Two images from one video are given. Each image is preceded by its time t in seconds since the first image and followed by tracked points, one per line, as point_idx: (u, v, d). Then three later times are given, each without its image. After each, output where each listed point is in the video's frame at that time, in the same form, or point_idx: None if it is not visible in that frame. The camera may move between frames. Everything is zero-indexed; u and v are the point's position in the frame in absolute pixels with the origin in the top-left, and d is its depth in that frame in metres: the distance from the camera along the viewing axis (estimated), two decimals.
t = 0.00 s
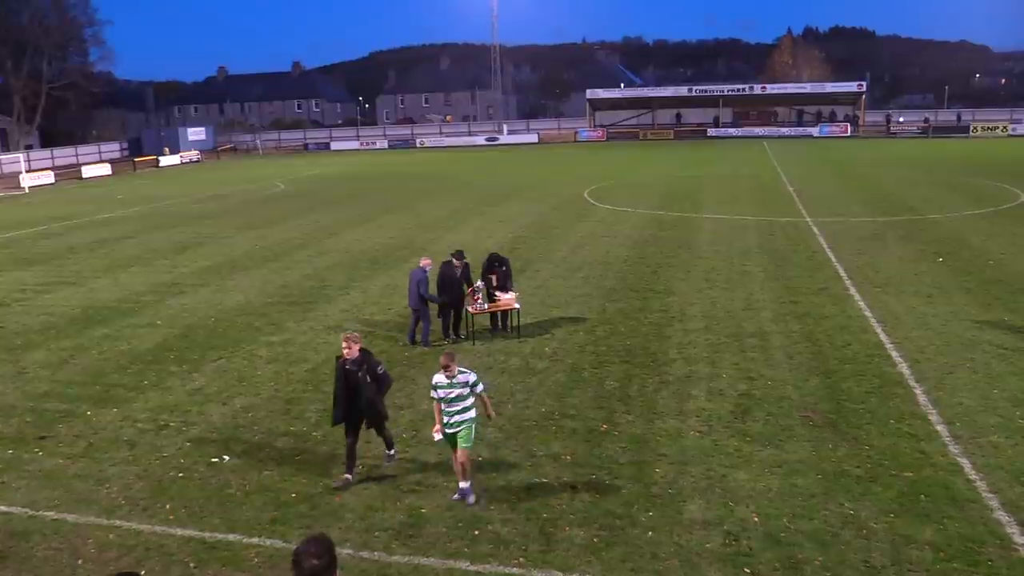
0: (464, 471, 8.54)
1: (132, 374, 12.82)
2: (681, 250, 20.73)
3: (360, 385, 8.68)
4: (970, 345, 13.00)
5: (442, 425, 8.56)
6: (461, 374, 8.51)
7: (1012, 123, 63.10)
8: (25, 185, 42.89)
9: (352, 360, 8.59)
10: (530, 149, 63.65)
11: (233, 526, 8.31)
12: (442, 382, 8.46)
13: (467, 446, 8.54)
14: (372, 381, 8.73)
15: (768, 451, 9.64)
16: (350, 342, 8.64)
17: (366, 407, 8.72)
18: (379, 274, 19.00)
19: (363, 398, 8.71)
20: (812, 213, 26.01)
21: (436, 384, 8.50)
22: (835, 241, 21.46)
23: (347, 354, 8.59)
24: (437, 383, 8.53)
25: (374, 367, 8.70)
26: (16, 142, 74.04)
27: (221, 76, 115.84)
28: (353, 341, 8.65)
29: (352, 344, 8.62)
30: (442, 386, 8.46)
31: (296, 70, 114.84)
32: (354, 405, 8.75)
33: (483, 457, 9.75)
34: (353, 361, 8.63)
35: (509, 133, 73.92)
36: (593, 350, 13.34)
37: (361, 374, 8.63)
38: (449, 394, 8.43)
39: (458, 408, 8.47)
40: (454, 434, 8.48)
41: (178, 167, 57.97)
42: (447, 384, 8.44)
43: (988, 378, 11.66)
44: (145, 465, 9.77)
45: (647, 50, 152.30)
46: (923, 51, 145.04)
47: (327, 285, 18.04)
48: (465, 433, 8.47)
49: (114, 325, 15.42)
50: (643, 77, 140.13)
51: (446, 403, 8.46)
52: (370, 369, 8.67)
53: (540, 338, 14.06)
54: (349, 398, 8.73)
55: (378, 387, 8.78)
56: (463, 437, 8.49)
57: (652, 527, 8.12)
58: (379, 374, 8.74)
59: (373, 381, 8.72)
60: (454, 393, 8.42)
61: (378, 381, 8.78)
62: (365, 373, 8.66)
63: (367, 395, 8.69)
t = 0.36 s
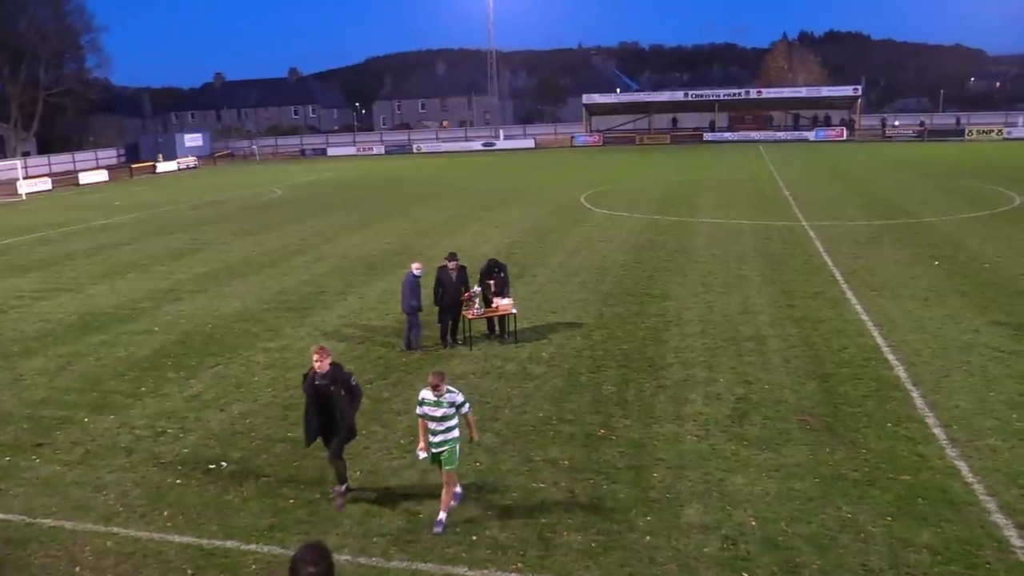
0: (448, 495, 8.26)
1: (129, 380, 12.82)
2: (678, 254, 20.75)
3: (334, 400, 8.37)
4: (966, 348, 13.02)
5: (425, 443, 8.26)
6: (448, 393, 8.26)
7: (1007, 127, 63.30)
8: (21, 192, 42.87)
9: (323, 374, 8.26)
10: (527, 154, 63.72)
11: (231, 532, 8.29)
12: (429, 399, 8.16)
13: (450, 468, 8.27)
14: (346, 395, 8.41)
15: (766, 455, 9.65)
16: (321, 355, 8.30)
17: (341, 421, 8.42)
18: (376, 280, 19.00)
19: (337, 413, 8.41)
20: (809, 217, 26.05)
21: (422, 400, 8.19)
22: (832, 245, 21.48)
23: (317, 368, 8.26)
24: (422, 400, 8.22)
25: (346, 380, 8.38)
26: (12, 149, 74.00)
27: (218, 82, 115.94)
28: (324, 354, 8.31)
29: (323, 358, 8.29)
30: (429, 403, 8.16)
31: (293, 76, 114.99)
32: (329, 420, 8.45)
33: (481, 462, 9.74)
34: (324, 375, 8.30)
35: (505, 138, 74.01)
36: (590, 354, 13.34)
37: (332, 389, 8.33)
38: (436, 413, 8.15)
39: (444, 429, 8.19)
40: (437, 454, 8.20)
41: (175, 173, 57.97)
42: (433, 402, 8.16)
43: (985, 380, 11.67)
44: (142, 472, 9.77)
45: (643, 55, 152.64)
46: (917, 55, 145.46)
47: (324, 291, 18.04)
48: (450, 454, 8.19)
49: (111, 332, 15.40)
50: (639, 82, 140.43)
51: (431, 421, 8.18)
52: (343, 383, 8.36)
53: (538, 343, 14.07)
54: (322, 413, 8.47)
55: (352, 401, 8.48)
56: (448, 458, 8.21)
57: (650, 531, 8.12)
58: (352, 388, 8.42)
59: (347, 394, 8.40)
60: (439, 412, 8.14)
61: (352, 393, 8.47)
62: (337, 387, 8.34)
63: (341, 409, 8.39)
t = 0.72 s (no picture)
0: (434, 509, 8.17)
1: (119, 389, 12.75)
2: (668, 260, 20.80)
3: (298, 430, 7.88)
4: (955, 352, 13.09)
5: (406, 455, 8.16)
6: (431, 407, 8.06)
7: (993, 132, 63.78)
8: (10, 200, 42.69)
9: (289, 401, 7.81)
10: (517, 161, 63.81)
11: (222, 542, 8.25)
12: (411, 413, 7.98)
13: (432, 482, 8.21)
14: (310, 425, 7.95)
15: (757, 460, 9.66)
16: (288, 381, 7.84)
17: (304, 453, 7.92)
18: (366, 287, 18.97)
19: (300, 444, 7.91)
20: (798, 222, 26.13)
21: (404, 414, 8.01)
22: (821, 250, 21.56)
23: (284, 394, 7.79)
24: (405, 412, 8.04)
25: (312, 409, 7.95)
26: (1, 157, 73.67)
27: (208, 90, 115.79)
28: (290, 379, 7.84)
29: (290, 384, 7.82)
30: (411, 417, 7.99)
31: (283, 84, 114.96)
32: (291, 452, 7.94)
33: (472, 470, 9.73)
34: (290, 402, 7.84)
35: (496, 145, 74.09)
36: (582, 361, 13.35)
37: (297, 418, 7.86)
38: (417, 428, 8.00)
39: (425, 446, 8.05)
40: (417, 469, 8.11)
41: (165, 181, 57.80)
42: (415, 417, 7.98)
43: (974, 384, 11.73)
44: (132, 481, 9.71)
45: (633, 62, 153.22)
46: (904, 61, 146.49)
47: (314, 299, 18.00)
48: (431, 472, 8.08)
49: (100, 341, 15.33)
50: (628, 89, 140.91)
51: (412, 434, 8.05)
52: (309, 412, 7.91)
53: (528, 350, 14.07)
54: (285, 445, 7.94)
55: (315, 432, 8.03)
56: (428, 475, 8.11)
57: (642, 538, 8.12)
58: (317, 417, 7.99)
59: (312, 424, 7.95)
60: (419, 428, 7.97)
61: (317, 424, 8.02)
62: (303, 416, 7.88)
63: (305, 440, 7.90)
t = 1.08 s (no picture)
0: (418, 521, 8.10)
1: (103, 399, 12.63)
2: (654, 267, 20.86)
3: (254, 455, 7.50)
4: (939, 358, 13.19)
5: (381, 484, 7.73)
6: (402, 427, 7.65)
7: (976, 139, 64.43)
8: None
9: (245, 425, 7.40)
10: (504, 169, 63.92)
11: (207, 553, 8.18)
12: (381, 439, 7.57)
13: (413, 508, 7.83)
14: (268, 450, 7.53)
15: (743, 467, 9.69)
16: (244, 403, 7.42)
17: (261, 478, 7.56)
18: (353, 295, 18.92)
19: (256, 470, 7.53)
20: (784, 229, 26.26)
21: (375, 441, 7.61)
22: (807, 257, 21.68)
23: (240, 418, 7.38)
24: (375, 437, 7.64)
25: (272, 435, 7.52)
26: None
27: (193, 97, 115.44)
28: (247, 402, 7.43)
29: (247, 407, 7.41)
30: (381, 442, 7.58)
31: (269, 92, 114.76)
32: (247, 478, 7.58)
33: (459, 478, 9.69)
34: (246, 427, 7.43)
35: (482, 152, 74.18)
36: (569, 368, 13.35)
37: (254, 443, 7.45)
38: (389, 453, 7.59)
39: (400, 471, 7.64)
40: (395, 497, 7.66)
41: (150, 189, 57.53)
42: (385, 442, 7.58)
43: (958, 390, 11.81)
44: (116, 492, 9.61)
45: (618, 70, 153.96)
46: (887, 69, 147.89)
47: (301, 307, 17.93)
48: (411, 497, 7.66)
49: (84, 350, 15.20)
50: (614, 97, 141.56)
51: (386, 461, 7.63)
52: (267, 437, 7.49)
53: (516, 358, 14.06)
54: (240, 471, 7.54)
55: (273, 458, 7.61)
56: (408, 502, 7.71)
57: (629, 545, 8.11)
58: (276, 443, 7.55)
59: (270, 449, 7.54)
60: (391, 452, 7.57)
61: (276, 450, 7.60)
62: (260, 441, 7.47)
63: (261, 466, 7.53)
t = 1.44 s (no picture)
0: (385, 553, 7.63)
1: (89, 409, 12.54)
2: (642, 275, 20.92)
3: (208, 479, 7.01)
4: (925, 365, 13.27)
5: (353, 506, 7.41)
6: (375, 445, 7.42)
7: (960, 148, 65.03)
8: None
9: (193, 449, 6.91)
10: (492, 177, 64.03)
11: (193, 564, 8.11)
12: (354, 457, 7.30)
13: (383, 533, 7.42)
14: (222, 472, 7.04)
15: (732, 474, 9.70)
16: (189, 427, 6.89)
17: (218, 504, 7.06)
18: (340, 304, 18.88)
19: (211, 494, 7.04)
20: (771, 238, 26.39)
21: (346, 460, 7.32)
22: (793, 265, 21.78)
23: (185, 443, 6.88)
24: (345, 458, 7.35)
25: (223, 454, 7.02)
26: None
27: (180, 106, 115.20)
28: (191, 425, 6.90)
29: (191, 430, 6.89)
30: (354, 461, 7.30)
31: (257, 100, 114.61)
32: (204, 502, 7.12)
33: (448, 487, 9.67)
34: (194, 450, 6.93)
35: (470, 161, 74.26)
36: (558, 376, 13.36)
37: (206, 467, 6.96)
38: (362, 473, 7.31)
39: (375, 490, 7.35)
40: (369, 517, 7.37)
41: (136, 198, 57.28)
42: (359, 460, 7.30)
43: (944, 396, 11.88)
44: (102, 503, 9.53)
45: (606, 79, 154.71)
46: (871, 78, 149.23)
47: (288, 316, 17.87)
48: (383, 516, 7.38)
49: (69, 360, 15.09)
50: (602, 106, 142.17)
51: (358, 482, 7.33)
52: (218, 458, 6.99)
53: (504, 366, 14.05)
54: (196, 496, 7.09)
55: (230, 479, 7.11)
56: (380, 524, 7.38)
57: (618, 553, 8.10)
58: (228, 463, 7.04)
59: (223, 471, 7.04)
60: (366, 470, 7.29)
61: (230, 469, 7.10)
62: (210, 464, 6.97)
63: (216, 490, 7.03)
